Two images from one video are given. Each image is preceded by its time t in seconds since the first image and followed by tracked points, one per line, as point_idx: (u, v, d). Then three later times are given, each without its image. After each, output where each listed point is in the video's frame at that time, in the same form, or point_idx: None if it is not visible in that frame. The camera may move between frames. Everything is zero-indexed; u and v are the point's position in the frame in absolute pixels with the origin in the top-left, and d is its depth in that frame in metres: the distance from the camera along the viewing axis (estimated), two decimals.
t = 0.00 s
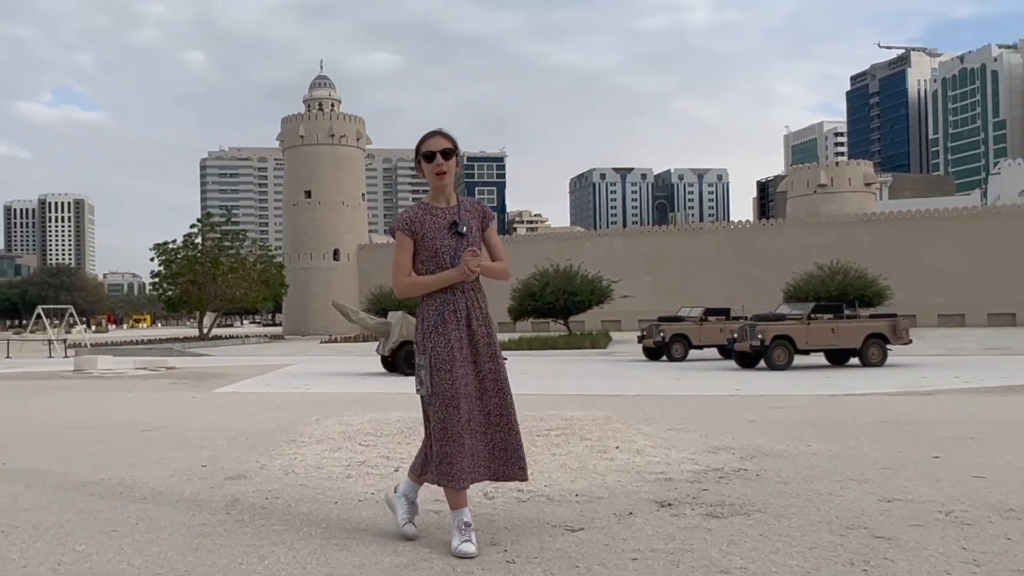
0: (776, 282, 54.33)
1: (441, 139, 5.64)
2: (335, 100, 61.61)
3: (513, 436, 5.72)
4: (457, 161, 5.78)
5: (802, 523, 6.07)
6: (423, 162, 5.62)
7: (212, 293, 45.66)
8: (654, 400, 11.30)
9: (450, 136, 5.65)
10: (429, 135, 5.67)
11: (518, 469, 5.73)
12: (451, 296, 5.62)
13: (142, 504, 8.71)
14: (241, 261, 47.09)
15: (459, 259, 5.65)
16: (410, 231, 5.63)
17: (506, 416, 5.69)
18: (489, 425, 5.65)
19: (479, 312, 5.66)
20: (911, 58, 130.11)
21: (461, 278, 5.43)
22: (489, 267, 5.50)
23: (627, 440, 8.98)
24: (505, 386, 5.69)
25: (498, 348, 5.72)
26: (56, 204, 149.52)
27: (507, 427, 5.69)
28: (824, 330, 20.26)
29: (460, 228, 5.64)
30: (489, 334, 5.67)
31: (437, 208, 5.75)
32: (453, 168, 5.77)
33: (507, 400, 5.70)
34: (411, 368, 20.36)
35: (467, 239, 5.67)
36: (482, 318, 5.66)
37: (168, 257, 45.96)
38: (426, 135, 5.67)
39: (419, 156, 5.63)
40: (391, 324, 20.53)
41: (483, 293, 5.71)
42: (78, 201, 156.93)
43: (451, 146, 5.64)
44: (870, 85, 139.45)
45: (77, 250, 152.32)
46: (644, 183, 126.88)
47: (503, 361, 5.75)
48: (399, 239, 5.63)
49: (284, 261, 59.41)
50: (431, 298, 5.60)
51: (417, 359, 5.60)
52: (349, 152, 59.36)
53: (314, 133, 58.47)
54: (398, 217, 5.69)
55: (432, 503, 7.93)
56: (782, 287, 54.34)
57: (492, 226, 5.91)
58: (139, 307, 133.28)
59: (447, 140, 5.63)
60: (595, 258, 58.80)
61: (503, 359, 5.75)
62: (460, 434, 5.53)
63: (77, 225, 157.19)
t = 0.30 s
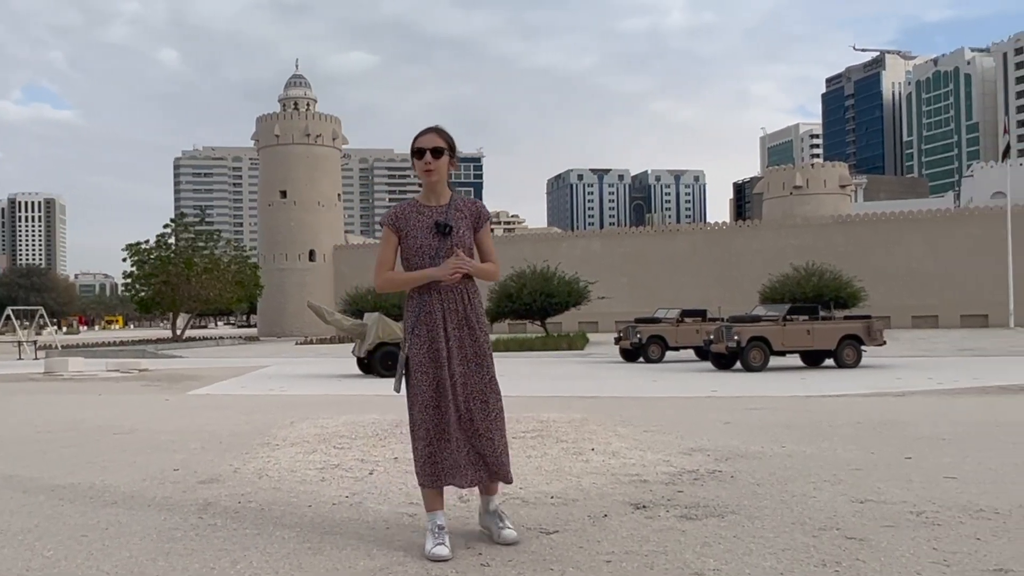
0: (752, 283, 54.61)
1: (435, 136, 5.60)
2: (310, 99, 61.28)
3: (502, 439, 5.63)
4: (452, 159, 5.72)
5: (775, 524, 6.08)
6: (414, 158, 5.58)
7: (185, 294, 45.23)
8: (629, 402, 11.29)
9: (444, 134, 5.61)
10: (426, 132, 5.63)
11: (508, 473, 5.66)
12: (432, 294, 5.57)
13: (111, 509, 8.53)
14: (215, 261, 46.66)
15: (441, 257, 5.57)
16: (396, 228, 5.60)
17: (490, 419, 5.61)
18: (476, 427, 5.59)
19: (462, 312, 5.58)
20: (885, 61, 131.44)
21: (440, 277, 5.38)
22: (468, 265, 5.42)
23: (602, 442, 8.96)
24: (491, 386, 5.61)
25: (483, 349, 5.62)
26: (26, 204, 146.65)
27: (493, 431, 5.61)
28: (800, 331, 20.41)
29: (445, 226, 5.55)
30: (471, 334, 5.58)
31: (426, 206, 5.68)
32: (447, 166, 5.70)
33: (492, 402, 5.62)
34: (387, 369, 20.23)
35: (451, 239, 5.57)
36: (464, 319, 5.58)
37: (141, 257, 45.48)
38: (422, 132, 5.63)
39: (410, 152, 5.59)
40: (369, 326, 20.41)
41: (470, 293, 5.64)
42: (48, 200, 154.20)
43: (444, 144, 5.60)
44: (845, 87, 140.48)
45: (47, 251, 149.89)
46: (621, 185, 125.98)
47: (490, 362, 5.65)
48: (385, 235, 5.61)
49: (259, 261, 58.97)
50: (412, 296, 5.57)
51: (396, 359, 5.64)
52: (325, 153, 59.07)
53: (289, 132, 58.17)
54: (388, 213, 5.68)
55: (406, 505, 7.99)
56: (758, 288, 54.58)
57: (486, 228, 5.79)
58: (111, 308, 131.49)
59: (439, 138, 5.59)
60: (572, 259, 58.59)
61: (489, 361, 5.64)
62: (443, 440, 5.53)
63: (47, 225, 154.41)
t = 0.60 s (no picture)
0: (729, 285, 54.90)
1: (450, 134, 5.52)
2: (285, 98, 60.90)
3: (506, 445, 5.52)
4: (468, 158, 5.62)
5: (749, 524, 6.08)
6: (427, 155, 5.53)
7: (158, 295, 44.68)
8: (606, 403, 11.28)
9: (458, 132, 5.52)
10: (441, 130, 5.56)
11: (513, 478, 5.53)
12: (437, 294, 5.50)
13: (81, 513, 8.37)
14: (189, 262, 46.23)
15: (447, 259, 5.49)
16: (407, 227, 5.60)
17: (492, 423, 5.50)
18: (479, 431, 5.50)
19: (467, 313, 5.50)
20: (860, 63, 132.76)
21: (437, 279, 5.31)
22: (464, 267, 5.31)
23: (579, 443, 8.93)
24: (495, 391, 5.49)
25: (487, 352, 5.51)
26: None
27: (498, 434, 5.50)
28: (776, 332, 20.52)
29: (452, 228, 5.46)
30: (475, 336, 5.47)
31: (438, 205, 5.61)
32: (464, 165, 5.60)
33: (497, 404, 5.51)
34: (363, 371, 20.10)
35: (459, 240, 5.47)
36: (469, 320, 5.50)
37: (113, 257, 44.95)
38: (437, 130, 5.57)
39: (423, 148, 5.52)
40: (345, 326, 20.25)
41: (477, 296, 5.53)
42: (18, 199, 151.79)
43: (457, 142, 5.50)
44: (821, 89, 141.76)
45: (18, 252, 147.89)
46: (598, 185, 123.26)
47: (497, 365, 5.52)
48: (398, 235, 5.63)
49: (234, 262, 58.45)
50: (418, 297, 5.54)
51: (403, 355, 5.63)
52: (301, 152, 58.71)
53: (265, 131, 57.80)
54: (403, 212, 5.69)
55: (381, 508, 7.93)
56: (734, 290, 54.87)
57: (500, 230, 5.64)
58: (82, 309, 129.72)
59: (453, 135, 5.51)
60: (550, 260, 58.37)
61: (494, 363, 5.54)
62: (441, 442, 5.54)
63: (16, 225, 151.96)
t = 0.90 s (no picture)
0: (706, 287, 55.12)
1: (473, 134, 5.57)
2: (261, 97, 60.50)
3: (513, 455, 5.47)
4: (492, 156, 5.63)
5: (723, 525, 6.06)
6: (451, 155, 5.58)
7: (131, 295, 44.15)
8: (581, 405, 11.26)
9: (481, 131, 5.57)
10: (465, 129, 5.61)
11: (512, 493, 5.46)
12: (459, 298, 5.53)
13: (49, 517, 8.20)
14: (162, 262, 45.77)
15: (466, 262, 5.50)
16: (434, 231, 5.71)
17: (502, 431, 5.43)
18: (482, 437, 5.48)
19: (486, 314, 5.46)
20: (836, 65, 133.76)
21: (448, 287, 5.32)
22: (474, 271, 5.27)
23: (555, 445, 8.91)
24: (507, 397, 5.42)
25: (505, 358, 5.45)
26: None
27: (500, 445, 5.43)
28: (752, 333, 20.63)
29: (470, 230, 5.50)
30: (491, 340, 5.44)
31: (463, 206, 5.65)
32: (488, 164, 5.62)
33: (504, 415, 5.44)
34: (339, 372, 19.95)
35: (477, 243, 5.48)
36: (488, 322, 5.46)
37: (85, 257, 44.39)
38: (463, 129, 5.62)
39: (449, 146, 5.60)
40: (320, 328, 20.09)
41: (496, 297, 5.48)
42: None
43: (480, 142, 5.54)
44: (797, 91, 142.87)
45: None
46: (576, 186, 122.54)
47: (512, 370, 5.44)
48: (429, 238, 5.76)
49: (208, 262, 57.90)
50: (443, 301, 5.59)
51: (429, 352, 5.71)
52: (277, 152, 58.36)
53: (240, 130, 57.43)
54: (434, 214, 5.80)
55: (356, 511, 7.84)
56: (711, 292, 55.08)
57: (524, 231, 5.57)
58: (54, 309, 128.03)
59: (476, 134, 5.55)
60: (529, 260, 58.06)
61: (511, 370, 5.46)
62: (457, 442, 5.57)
63: None
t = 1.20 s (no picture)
0: (683, 288, 55.30)
1: (478, 129, 5.67)
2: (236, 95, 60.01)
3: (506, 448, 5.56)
4: (493, 152, 5.74)
5: (700, 527, 6.05)
6: (457, 148, 5.66)
7: (103, 295, 43.67)
8: (557, 407, 11.23)
9: (487, 126, 5.68)
10: (471, 124, 5.71)
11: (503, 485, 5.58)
12: (452, 289, 5.64)
13: (18, 522, 8.03)
14: (136, 262, 45.34)
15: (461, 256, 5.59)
16: (436, 225, 5.82)
17: (496, 426, 5.52)
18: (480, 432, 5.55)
19: (471, 308, 5.56)
20: (812, 67, 134.77)
21: (443, 273, 5.39)
22: (466, 260, 5.35)
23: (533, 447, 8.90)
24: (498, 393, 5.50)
25: (487, 354, 5.51)
26: None
27: (484, 441, 5.53)
28: (728, 334, 20.73)
29: (467, 224, 5.60)
30: (483, 334, 5.51)
31: (463, 201, 5.75)
32: (488, 160, 5.72)
33: (496, 410, 5.51)
34: (314, 373, 19.76)
35: (474, 237, 5.58)
36: (472, 318, 5.55)
37: (57, 257, 43.85)
38: (468, 124, 5.72)
39: (454, 140, 5.68)
40: (298, 328, 19.91)
41: (489, 291, 5.57)
42: None
43: (485, 137, 5.66)
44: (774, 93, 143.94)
45: None
46: (554, 186, 122.48)
47: (502, 362, 5.52)
48: (430, 232, 5.87)
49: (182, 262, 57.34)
50: (443, 293, 5.69)
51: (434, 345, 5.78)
52: (252, 151, 57.94)
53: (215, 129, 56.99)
54: (437, 208, 5.91)
55: (331, 513, 7.76)
56: (689, 293, 55.30)
57: (520, 229, 5.65)
58: (24, 310, 126.03)
59: (482, 129, 5.66)
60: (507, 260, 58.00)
61: (494, 365, 5.52)
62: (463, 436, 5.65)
63: None
